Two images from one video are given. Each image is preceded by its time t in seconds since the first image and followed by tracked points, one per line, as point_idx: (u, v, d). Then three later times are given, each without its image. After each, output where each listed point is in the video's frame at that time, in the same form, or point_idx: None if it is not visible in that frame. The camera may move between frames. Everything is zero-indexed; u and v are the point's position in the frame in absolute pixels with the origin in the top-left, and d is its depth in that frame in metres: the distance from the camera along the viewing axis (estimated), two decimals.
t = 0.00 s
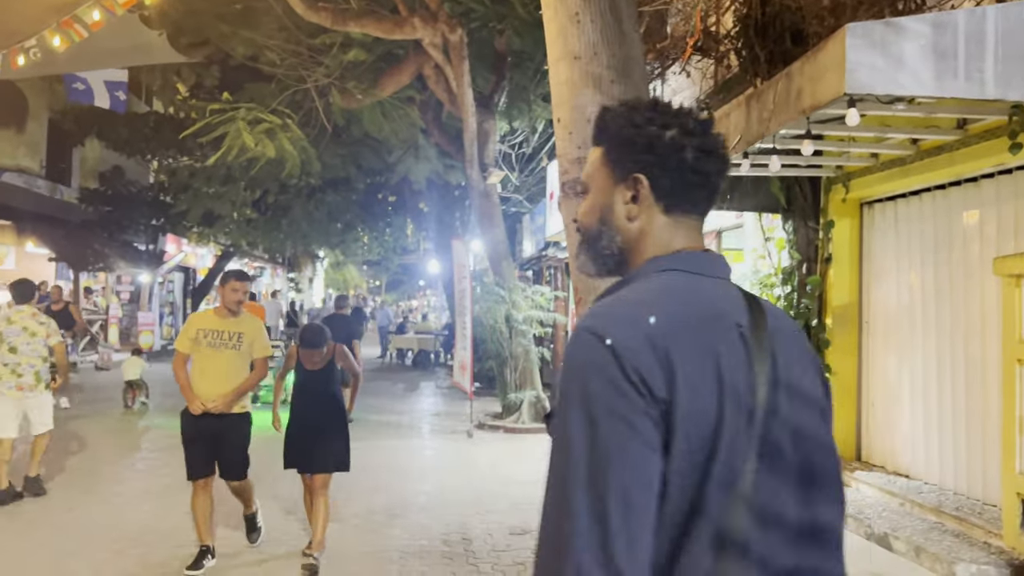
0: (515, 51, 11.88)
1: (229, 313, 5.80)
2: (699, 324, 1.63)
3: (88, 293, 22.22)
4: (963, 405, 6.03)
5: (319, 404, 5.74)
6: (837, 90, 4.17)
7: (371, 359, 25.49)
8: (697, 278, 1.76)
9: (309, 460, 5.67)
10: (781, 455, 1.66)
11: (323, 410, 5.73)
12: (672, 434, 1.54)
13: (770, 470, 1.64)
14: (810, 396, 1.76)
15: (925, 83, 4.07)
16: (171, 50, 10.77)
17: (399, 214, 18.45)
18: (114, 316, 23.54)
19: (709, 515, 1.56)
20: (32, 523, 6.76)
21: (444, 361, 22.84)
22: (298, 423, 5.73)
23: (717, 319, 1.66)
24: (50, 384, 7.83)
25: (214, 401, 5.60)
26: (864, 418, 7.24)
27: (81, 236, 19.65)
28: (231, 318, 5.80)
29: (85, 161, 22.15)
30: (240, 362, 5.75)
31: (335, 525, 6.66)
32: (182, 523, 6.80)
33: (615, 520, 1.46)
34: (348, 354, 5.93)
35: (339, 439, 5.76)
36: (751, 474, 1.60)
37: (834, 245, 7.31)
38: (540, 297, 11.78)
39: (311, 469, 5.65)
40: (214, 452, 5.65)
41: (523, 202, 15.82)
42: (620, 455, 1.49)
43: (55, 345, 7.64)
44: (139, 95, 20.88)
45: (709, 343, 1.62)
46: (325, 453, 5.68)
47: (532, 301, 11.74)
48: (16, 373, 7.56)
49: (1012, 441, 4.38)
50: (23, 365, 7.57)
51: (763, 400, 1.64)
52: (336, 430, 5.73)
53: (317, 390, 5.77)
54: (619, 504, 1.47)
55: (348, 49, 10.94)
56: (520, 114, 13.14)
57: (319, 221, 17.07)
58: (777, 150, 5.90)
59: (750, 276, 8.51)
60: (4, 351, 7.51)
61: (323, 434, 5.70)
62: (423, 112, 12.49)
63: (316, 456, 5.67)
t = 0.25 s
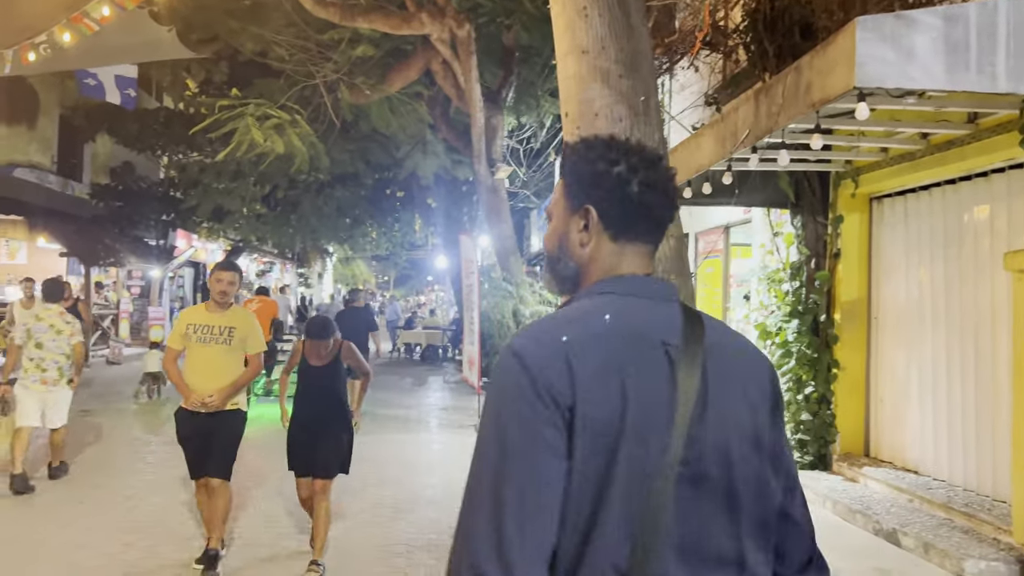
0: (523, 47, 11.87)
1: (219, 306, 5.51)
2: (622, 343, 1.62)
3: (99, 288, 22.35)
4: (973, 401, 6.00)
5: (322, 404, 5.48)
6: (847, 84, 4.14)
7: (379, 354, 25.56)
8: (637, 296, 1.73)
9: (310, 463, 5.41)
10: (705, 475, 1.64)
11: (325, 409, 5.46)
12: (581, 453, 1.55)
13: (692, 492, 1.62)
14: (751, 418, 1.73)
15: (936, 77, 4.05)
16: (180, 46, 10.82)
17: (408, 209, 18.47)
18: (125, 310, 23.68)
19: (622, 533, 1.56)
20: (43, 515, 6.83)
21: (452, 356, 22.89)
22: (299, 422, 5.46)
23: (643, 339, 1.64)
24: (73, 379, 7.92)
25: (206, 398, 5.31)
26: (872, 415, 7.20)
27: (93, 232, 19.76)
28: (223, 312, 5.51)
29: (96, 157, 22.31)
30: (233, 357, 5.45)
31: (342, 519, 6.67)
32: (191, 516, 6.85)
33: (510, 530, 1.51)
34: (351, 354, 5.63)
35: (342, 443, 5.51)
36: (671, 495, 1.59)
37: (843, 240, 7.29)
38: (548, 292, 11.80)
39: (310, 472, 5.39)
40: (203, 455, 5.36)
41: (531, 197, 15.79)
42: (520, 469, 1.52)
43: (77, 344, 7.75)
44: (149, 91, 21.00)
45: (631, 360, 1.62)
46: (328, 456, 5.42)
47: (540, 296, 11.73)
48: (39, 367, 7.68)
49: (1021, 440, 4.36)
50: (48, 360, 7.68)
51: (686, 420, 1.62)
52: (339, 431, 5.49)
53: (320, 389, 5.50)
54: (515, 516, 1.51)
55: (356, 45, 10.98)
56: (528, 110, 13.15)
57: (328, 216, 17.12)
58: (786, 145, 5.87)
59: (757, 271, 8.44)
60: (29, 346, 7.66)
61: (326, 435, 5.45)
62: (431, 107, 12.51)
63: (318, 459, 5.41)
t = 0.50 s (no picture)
0: (535, 39, 11.83)
1: (210, 302, 5.18)
2: (577, 309, 1.91)
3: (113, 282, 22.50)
4: (987, 396, 5.94)
5: (323, 395, 5.32)
6: (861, 74, 4.10)
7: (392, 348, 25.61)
8: (607, 270, 2.00)
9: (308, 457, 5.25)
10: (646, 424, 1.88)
11: (326, 400, 5.31)
12: (529, 401, 1.87)
13: (634, 440, 1.87)
14: (702, 379, 1.94)
15: (952, 67, 4.00)
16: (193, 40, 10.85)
17: (419, 202, 18.47)
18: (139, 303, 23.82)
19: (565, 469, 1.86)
20: (58, 506, 6.89)
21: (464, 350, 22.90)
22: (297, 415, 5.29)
23: (597, 304, 1.92)
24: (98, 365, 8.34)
25: (191, 402, 4.95)
26: (885, 408, 7.15)
27: (107, 226, 19.88)
28: (214, 311, 5.14)
29: (110, 151, 22.44)
30: (228, 353, 5.12)
31: (352, 512, 6.69)
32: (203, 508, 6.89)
33: (467, 459, 1.89)
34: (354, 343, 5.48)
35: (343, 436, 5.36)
36: (610, 440, 1.84)
37: (857, 233, 7.23)
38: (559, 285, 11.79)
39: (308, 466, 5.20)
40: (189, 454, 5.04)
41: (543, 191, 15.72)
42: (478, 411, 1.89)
43: (107, 331, 8.19)
44: (163, 85, 21.09)
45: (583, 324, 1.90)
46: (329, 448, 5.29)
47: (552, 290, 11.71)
48: (69, 353, 8.11)
49: None
50: (77, 347, 8.13)
51: (630, 376, 1.86)
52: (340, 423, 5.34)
53: (322, 379, 5.36)
54: (470, 446, 1.89)
55: (368, 38, 10.99)
56: (540, 103, 13.11)
57: (340, 210, 17.15)
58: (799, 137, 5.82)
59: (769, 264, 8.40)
60: (60, 332, 8.05)
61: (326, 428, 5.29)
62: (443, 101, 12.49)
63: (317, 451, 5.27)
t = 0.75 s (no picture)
0: (544, 30, 11.77)
1: (199, 290, 5.01)
2: (570, 318, 2.04)
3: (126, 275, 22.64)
4: (1002, 390, 5.87)
5: (314, 396, 4.99)
6: (873, 63, 4.04)
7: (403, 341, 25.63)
8: (601, 278, 2.12)
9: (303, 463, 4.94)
10: (631, 426, 2.01)
11: (316, 403, 4.98)
12: (526, 402, 2.03)
13: (621, 439, 2.01)
14: (687, 381, 2.05)
15: (966, 55, 3.94)
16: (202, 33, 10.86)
17: (430, 195, 18.45)
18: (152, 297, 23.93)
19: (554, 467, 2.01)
20: (69, 497, 6.93)
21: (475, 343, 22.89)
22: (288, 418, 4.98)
23: (588, 312, 2.04)
24: (118, 360, 8.35)
25: (173, 391, 4.77)
26: (898, 402, 7.06)
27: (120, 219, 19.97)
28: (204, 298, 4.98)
29: (122, 145, 22.53)
30: (215, 345, 4.94)
31: (360, 504, 6.68)
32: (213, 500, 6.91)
33: (474, 458, 2.07)
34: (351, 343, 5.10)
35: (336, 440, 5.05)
36: (595, 438, 1.97)
37: (870, 225, 7.14)
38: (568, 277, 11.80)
39: (299, 472, 4.88)
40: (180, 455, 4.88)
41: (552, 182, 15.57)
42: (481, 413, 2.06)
43: (126, 325, 8.20)
44: (174, 79, 21.15)
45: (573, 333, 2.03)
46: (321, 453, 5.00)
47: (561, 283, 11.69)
48: (88, 347, 8.18)
49: None
50: (96, 342, 8.19)
51: (618, 380, 1.98)
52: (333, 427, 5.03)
53: (315, 379, 5.03)
54: (477, 447, 2.06)
55: (377, 31, 11.02)
56: (550, 95, 13.06)
57: (350, 204, 17.16)
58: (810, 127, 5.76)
59: (780, 257, 8.33)
60: (80, 328, 8.14)
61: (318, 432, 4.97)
62: (452, 93, 12.46)
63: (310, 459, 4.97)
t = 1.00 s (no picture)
0: (562, 18, 11.67)
1: (177, 281, 4.68)
2: (553, 278, 2.21)
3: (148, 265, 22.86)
4: None
5: (301, 385, 4.72)
6: (894, 44, 3.95)
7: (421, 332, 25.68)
8: (582, 242, 2.28)
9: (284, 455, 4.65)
10: (609, 376, 2.17)
11: (302, 391, 4.70)
12: (514, 352, 2.20)
13: (599, 385, 2.17)
14: (659, 333, 2.23)
15: (991, 34, 3.83)
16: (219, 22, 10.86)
17: (448, 185, 18.42)
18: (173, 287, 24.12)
19: (538, 411, 2.17)
20: (88, 483, 6.98)
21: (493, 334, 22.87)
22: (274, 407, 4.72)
23: (571, 272, 2.22)
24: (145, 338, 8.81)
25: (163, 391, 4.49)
26: (919, 392, 6.95)
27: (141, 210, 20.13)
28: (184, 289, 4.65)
29: (143, 137, 22.69)
30: (202, 338, 4.64)
31: (375, 491, 6.68)
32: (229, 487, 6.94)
33: (468, 405, 2.21)
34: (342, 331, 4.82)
35: (322, 435, 4.71)
36: (576, 383, 2.14)
37: (891, 212, 7.02)
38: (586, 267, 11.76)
39: (279, 460, 4.64)
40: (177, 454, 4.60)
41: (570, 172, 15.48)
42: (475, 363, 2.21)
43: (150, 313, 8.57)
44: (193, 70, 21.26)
45: (557, 291, 2.20)
46: (302, 447, 4.65)
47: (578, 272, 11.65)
48: (118, 331, 8.59)
49: None
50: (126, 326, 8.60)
51: (596, 329, 2.16)
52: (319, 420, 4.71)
53: (301, 368, 4.74)
54: (472, 395, 2.20)
55: (393, 19, 10.99)
56: (568, 83, 12.97)
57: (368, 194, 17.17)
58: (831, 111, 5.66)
59: (800, 245, 8.22)
60: (109, 313, 8.49)
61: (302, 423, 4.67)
62: (469, 82, 12.41)
63: (291, 452, 4.65)
